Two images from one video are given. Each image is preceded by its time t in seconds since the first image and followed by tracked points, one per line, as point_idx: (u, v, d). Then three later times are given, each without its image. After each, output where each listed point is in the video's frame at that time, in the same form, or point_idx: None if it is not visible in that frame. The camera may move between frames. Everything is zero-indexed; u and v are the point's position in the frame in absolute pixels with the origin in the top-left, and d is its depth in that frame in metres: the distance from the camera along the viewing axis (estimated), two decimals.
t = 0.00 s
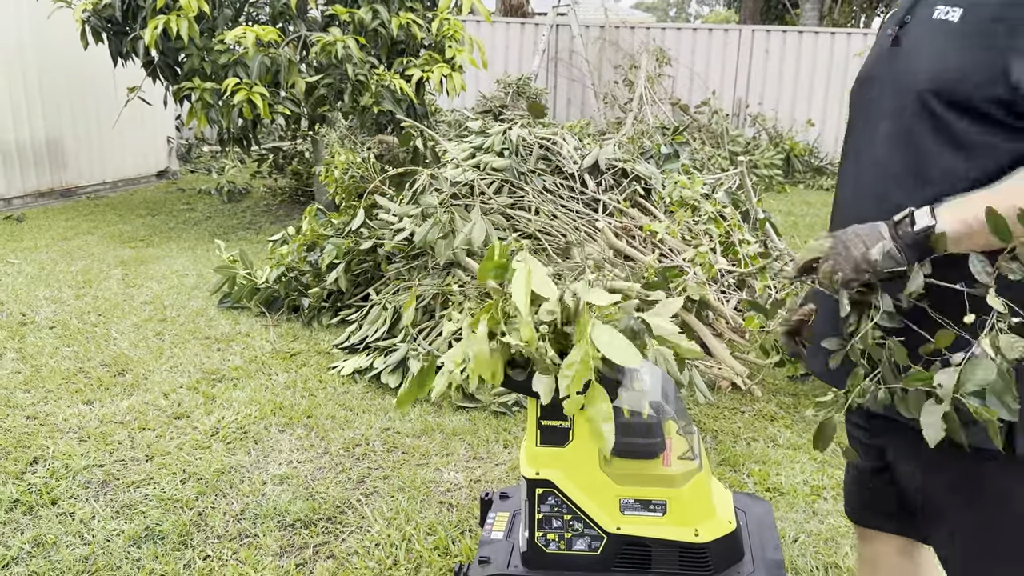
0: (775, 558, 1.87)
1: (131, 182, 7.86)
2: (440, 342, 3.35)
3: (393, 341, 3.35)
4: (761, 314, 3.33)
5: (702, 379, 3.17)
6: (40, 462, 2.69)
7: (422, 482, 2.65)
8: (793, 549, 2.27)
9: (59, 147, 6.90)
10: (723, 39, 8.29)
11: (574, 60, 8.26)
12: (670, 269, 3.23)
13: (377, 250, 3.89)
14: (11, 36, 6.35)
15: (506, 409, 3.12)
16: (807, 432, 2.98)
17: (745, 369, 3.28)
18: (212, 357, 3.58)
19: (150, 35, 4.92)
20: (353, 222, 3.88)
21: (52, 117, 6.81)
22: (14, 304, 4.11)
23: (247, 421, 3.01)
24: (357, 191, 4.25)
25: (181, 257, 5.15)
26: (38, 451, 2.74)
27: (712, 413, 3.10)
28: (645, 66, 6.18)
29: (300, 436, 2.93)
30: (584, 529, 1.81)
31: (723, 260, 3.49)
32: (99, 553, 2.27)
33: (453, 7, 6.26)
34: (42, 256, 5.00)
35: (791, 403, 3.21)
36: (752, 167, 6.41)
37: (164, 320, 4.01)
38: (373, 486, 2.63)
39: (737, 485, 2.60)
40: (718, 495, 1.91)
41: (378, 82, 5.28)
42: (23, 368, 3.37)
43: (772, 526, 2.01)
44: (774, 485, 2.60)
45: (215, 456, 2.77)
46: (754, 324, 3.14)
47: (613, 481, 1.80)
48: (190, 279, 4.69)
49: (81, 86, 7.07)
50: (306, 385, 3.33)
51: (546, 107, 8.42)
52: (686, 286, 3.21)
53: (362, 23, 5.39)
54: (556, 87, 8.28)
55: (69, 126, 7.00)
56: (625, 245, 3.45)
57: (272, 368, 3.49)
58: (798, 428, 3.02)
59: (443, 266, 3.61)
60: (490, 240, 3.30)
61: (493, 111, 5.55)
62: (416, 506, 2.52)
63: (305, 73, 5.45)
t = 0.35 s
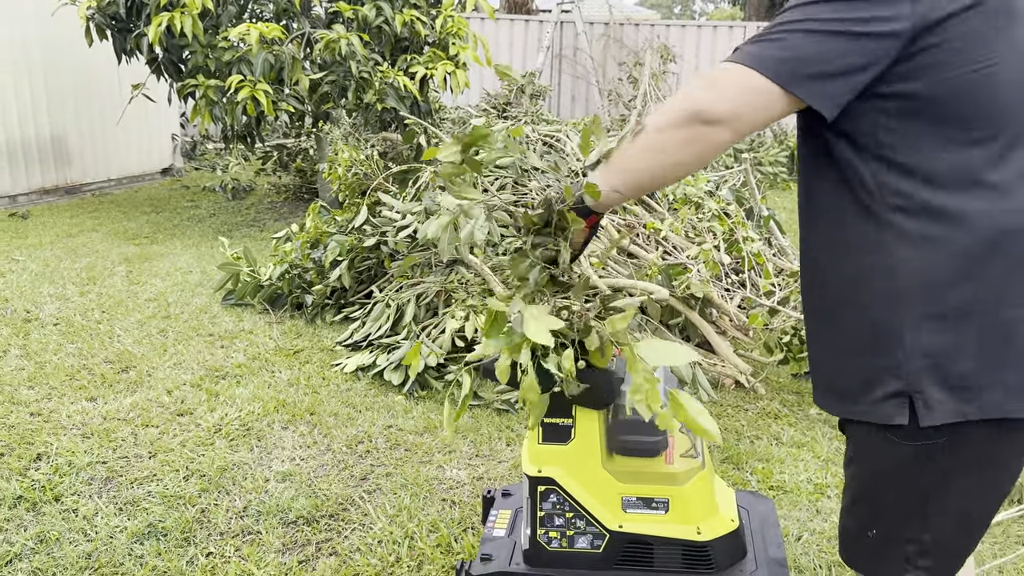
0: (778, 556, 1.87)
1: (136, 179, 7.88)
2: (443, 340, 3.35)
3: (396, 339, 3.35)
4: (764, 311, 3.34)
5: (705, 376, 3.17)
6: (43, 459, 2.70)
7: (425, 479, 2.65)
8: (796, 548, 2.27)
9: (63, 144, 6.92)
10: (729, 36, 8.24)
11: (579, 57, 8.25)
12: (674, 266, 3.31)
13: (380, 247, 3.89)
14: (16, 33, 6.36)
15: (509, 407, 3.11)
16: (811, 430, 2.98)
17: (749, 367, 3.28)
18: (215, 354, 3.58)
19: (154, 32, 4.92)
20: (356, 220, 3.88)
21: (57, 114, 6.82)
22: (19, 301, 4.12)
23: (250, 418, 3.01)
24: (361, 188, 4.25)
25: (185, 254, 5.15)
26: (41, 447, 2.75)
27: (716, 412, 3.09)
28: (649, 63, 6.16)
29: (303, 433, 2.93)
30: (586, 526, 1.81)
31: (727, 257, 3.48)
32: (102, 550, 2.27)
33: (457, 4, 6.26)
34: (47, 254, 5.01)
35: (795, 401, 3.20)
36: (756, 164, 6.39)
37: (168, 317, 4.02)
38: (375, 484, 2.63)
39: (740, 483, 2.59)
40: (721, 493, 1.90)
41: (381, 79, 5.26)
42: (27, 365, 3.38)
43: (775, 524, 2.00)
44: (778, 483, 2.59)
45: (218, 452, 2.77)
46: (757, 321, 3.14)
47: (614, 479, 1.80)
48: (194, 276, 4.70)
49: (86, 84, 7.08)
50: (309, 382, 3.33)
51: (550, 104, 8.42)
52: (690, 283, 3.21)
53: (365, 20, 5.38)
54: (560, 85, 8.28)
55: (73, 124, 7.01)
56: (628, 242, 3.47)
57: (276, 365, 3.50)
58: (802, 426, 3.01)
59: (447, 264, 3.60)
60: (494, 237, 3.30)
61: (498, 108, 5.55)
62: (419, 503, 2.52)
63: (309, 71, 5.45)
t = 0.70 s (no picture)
0: (776, 552, 1.87)
1: (140, 176, 7.90)
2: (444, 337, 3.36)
3: (398, 336, 3.36)
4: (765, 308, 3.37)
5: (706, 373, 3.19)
6: (47, 455, 2.72)
7: (426, 476, 2.66)
8: (795, 544, 2.27)
9: (67, 142, 6.93)
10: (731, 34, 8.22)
11: (582, 55, 8.25)
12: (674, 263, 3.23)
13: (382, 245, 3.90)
14: (20, 30, 6.37)
15: (510, 404, 3.13)
16: (811, 427, 2.98)
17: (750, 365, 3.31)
18: (218, 351, 3.59)
19: (157, 30, 4.94)
20: (358, 217, 3.89)
21: (60, 112, 6.84)
22: (23, 298, 4.14)
23: (253, 415, 3.03)
24: (363, 185, 4.25)
25: (188, 252, 5.17)
26: (44, 443, 2.77)
27: (717, 409, 3.09)
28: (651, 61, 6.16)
29: (305, 430, 2.94)
30: (585, 522, 1.81)
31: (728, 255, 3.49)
32: (105, 545, 2.29)
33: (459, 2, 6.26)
34: (51, 251, 5.03)
35: (795, 399, 3.20)
36: (759, 162, 6.39)
37: (171, 314, 4.03)
38: (377, 480, 2.64)
39: (740, 480, 2.60)
40: (720, 490, 1.91)
41: (384, 77, 5.26)
42: (31, 362, 3.39)
43: (773, 520, 2.01)
44: (778, 480, 2.60)
45: (220, 449, 2.79)
46: (758, 319, 3.15)
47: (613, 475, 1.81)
48: (197, 273, 4.71)
49: (89, 82, 7.09)
50: (311, 379, 3.34)
51: (553, 103, 8.42)
52: (691, 281, 3.22)
53: (368, 18, 5.39)
54: (563, 82, 8.29)
55: (77, 121, 7.03)
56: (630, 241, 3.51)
57: (278, 362, 3.51)
58: (802, 423, 3.01)
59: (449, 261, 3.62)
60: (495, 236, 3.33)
61: (500, 106, 5.56)
62: (420, 500, 2.53)
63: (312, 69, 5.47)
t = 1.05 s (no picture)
0: (778, 551, 1.87)
1: (138, 174, 7.89)
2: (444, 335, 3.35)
3: (397, 334, 3.36)
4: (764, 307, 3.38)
5: (706, 371, 3.19)
6: (46, 453, 2.71)
7: (426, 474, 2.66)
8: (796, 542, 2.27)
9: (65, 139, 6.92)
10: (730, 32, 8.20)
11: (581, 53, 8.24)
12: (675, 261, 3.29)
13: (382, 242, 3.89)
14: (19, 27, 6.35)
15: (510, 402, 3.12)
16: (812, 425, 2.98)
17: (750, 363, 3.32)
18: (217, 349, 3.59)
19: (156, 27, 4.92)
20: (358, 215, 3.88)
21: (59, 109, 6.82)
22: (21, 296, 4.13)
23: (252, 413, 3.02)
24: (362, 183, 4.25)
25: (187, 249, 5.16)
26: (43, 442, 2.76)
27: (717, 406, 3.09)
28: (651, 59, 6.15)
29: (304, 428, 2.94)
30: (587, 521, 1.81)
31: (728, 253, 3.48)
32: (105, 544, 2.28)
33: None
34: (49, 249, 5.02)
35: (796, 396, 3.20)
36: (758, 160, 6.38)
37: (170, 311, 4.03)
38: (377, 478, 2.64)
39: (741, 478, 2.60)
40: (721, 488, 1.91)
41: (383, 74, 5.25)
42: (30, 360, 3.39)
43: (774, 518, 2.01)
44: (779, 478, 2.60)
45: (220, 447, 2.78)
46: (758, 317, 3.15)
47: (616, 474, 1.80)
48: (197, 271, 4.70)
49: (88, 79, 7.08)
50: (310, 377, 3.34)
51: (552, 100, 8.41)
52: (691, 279, 3.21)
53: (367, 16, 5.38)
54: (562, 80, 8.28)
55: (75, 118, 7.01)
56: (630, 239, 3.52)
57: (278, 360, 3.51)
58: (803, 421, 3.01)
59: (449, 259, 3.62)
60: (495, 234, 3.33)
61: (500, 104, 5.55)
62: (421, 498, 2.53)
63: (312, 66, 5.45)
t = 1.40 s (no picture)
0: (777, 551, 1.85)
1: (135, 172, 7.87)
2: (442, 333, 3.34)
3: (395, 332, 3.34)
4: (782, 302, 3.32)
5: (704, 369, 3.18)
6: (41, 452, 2.70)
7: (423, 473, 2.65)
8: (795, 541, 2.26)
9: (62, 137, 6.89)
10: (728, 29, 8.17)
11: (579, 51, 8.23)
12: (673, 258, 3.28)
13: (379, 240, 3.88)
14: (14, 24, 6.32)
15: (507, 400, 3.11)
16: (811, 423, 2.97)
17: (748, 360, 3.31)
18: (214, 347, 3.57)
19: (152, 24, 4.90)
20: (355, 213, 3.86)
21: (55, 107, 6.80)
22: (17, 294, 4.11)
23: (249, 412, 3.01)
24: (359, 181, 4.23)
25: (184, 247, 5.15)
26: (39, 441, 2.74)
27: (715, 405, 3.08)
28: (649, 56, 6.13)
29: (301, 427, 2.93)
30: (584, 520, 1.80)
31: (727, 251, 3.46)
32: (101, 543, 2.27)
33: None
34: (46, 247, 5.00)
35: (794, 394, 3.20)
36: (756, 157, 6.37)
37: (167, 310, 4.01)
38: (374, 477, 2.63)
39: (739, 476, 2.59)
40: (720, 487, 1.90)
41: (380, 72, 5.23)
42: (25, 358, 3.37)
43: (773, 517, 2.00)
44: (777, 476, 2.59)
45: (216, 446, 2.77)
46: (756, 316, 3.14)
47: (613, 472, 1.79)
48: (194, 269, 4.69)
49: (85, 76, 7.05)
50: (307, 375, 3.33)
51: (550, 98, 8.39)
52: (690, 277, 3.18)
53: (364, 13, 5.36)
54: (560, 78, 8.27)
55: (72, 116, 6.98)
56: (628, 237, 3.51)
57: (275, 358, 3.49)
58: (802, 419, 3.00)
59: (446, 257, 3.61)
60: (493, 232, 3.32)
61: (497, 101, 5.53)
62: (418, 497, 2.52)
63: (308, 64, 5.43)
